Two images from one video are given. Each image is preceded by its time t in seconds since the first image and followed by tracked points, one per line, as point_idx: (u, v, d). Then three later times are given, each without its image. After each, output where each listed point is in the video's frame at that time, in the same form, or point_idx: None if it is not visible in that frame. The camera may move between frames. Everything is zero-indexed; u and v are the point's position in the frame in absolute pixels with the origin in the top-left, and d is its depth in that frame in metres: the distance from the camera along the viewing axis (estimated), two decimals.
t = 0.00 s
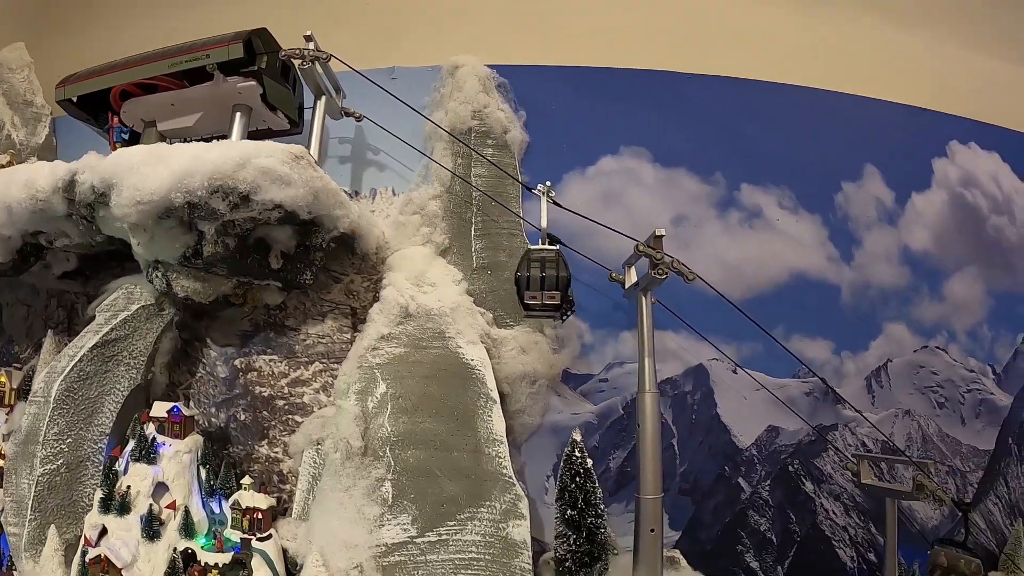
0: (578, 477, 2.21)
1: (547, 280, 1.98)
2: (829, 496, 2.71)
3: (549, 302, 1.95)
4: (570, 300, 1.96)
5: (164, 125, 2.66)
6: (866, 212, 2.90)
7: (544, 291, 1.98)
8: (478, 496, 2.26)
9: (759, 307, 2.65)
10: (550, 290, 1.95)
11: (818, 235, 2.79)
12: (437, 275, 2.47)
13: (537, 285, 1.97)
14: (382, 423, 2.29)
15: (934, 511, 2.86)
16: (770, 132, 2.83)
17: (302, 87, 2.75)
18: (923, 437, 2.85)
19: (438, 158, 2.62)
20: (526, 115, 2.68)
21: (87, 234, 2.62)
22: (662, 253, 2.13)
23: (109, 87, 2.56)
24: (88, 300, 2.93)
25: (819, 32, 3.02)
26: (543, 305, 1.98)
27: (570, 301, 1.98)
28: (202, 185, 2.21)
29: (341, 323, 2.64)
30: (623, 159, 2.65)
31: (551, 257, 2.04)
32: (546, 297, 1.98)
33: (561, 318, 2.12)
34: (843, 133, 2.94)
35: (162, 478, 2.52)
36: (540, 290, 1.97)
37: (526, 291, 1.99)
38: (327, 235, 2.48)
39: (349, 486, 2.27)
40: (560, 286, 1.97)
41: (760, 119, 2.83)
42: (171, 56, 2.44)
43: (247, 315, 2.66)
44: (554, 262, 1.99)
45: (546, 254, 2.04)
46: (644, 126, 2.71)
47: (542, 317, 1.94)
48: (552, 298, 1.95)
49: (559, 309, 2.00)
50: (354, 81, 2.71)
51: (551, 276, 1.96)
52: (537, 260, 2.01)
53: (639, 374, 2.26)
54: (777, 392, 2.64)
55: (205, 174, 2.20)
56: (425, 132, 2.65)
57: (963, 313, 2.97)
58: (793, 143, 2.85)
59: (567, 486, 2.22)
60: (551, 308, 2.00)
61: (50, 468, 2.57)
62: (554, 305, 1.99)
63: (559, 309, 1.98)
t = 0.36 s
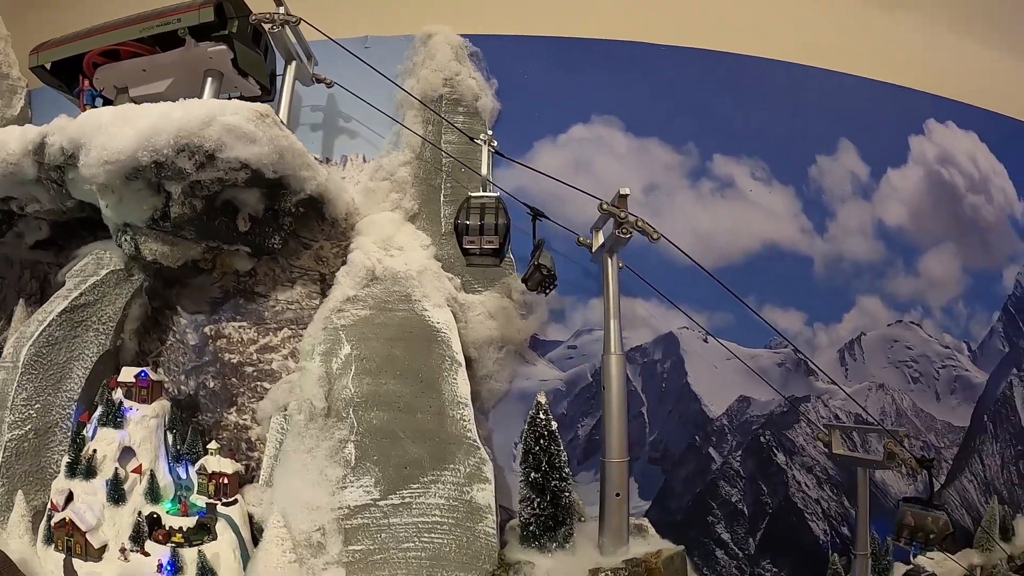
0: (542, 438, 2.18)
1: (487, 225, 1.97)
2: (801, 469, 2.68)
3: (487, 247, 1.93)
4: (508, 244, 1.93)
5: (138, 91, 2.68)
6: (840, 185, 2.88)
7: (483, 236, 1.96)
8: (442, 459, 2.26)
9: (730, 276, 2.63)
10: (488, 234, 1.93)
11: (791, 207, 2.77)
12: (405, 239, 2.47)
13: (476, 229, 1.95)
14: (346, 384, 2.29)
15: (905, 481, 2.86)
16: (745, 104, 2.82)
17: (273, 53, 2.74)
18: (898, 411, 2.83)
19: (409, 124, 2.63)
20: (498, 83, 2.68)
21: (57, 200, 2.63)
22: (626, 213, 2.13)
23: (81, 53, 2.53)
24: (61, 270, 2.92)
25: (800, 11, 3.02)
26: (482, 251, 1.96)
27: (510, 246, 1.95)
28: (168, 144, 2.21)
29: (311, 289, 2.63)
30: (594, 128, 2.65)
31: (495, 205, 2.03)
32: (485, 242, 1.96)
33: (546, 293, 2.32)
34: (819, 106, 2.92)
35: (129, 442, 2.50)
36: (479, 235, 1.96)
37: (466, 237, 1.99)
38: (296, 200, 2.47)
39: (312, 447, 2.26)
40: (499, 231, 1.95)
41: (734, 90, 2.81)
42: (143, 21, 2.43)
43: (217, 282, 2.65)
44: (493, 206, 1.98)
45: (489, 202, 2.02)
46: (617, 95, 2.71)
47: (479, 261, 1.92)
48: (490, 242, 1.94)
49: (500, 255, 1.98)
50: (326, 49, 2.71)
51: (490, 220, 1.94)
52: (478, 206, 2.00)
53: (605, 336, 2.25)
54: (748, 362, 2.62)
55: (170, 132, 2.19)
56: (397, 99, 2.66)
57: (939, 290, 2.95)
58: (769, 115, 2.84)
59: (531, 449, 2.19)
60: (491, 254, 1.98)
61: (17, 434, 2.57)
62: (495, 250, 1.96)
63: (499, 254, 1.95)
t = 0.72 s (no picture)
0: (500, 418, 2.19)
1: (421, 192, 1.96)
2: (767, 453, 2.67)
3: (420, 213, 1.91)
4: (441, 208, 1.92)
5: (107, 75, 2.69)
6: (808, 171, 2.86)
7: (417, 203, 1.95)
8: (401, 438, 2.27)
9: (695, 260, 2.62)
10: (421, 200, 1.93)
11: (758, 192, 2.75)
12: (369, 222, 2.49)
13: (409, 196, 1.94)
14: (306, 363, 2.30)
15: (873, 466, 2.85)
16: (713, 89, 2.82)
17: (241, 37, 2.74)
18: (865, 397, 2.81)
19: (376, 108, 2.65)
20: (465, 68, 2.70)
21: (27, 183, 2.65)
22: (584, 193, 2.14)
23: (54, 36, 2.54)
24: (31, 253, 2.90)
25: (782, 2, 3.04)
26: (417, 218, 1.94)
27: (444, 211, 1.94)
28: (131, 125, 2.23)
29: (277, 272, 2.66)
30: (560, 112, 2.65)
31: (430, 173, 2.04)
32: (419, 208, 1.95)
33: (522, 283, 2.31)
34: (790, 91, 2.92)
35: (95, 423, 2.50)
36: (413, 201, 1.95)
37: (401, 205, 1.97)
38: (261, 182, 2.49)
39: (272, 426, 2.29)
40: (432, 196, 1.94)
41: (703, 76, 2.82)
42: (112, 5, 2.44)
43: (184, 265, 2.67)
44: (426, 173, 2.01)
45: (423, 170, 2.04)
46: (583, 80, 2.71)
47: (412, 226, 1.90)
48: (423, 208, 1.92)
49: (436, 222, 1.96)
50: (295, 34, 2.74)
51: (424, 186, 1.94)
52: (412, 175, 2.01)
53: (563, 316, 2.25)
54: (713, 346, 2.62)
55: (134, 114, 2.21)
56: (365, 84, 2.68)
57: (908, 277, 2.95)
58: (739, 100, 2.84)
59: (488, 429, 2.20)
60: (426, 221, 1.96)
61: None
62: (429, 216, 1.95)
63: (433, 219, 1.93)
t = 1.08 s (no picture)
0: (458, 392, 2.18)
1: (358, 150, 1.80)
2: (735, 434, 2.64)
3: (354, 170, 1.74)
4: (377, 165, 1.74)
5: (78, 57, 2.68)
6: (778, 152, 2.84)
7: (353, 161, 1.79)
8: (361, 413, 2.28)
9: (661, 239, 2.61)
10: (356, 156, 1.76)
11: (726, 171, 2.74)
12: (333, 201, 2.50)
13: (344, 152, 1.78)
14: (267, 339, 2.32)
15: (842, 447, 2.84)
16: (682, 71, 2.82)
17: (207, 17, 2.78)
18: (835, 378, 2.78)
19: (342, 87, 2.69)
20: (432, 48, 2.71)
21: None
22: (541, 165, 2.16)
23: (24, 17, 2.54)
24: None
25: None
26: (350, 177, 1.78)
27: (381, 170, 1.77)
28: (95, 102, 2.22)
29: (243, 251, 2.68)
30: (527, 92, 2.65)
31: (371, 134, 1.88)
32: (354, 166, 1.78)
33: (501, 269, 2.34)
34: (760, 73, 2.92)
35: (61, 402, 2.50)
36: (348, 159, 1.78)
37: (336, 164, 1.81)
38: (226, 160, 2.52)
39: (232, 401, 2.29)
40: (369, 154, 1.78)
41: (673, 58, 2.83)
42: None
43: (152, 246, 2.68)
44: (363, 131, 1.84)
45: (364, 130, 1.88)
46: (550, 60, 2.71)
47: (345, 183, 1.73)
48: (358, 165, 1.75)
49: (372, 182, 1.80)
50: (263, 15, 2.76)
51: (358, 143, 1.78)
52: (350, 133, 1.84)
53: (522, 290, 2.23)
54: (680, 325, 2.59)
55: (97, 90, 2.21)
56: (331, 64, 2.71)
57: (879, 259, 2.93)
58: (708, 81, 2.84)
59: (447, 403, 2.19)
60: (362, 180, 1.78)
61: None
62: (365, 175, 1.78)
63: (368, 177, 1.76)
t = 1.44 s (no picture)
0: (422, 367, 2.18)
1: (305, 114, 1.88)
2: (707, 414, 2.61)
3: (301, 132, 1.81)
4: (324, 128, 1.82)
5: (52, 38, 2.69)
6: (752, 133, 2.79)
7: (300, 124, 1.87)
8: (325, 390, 2.27)
9: (632, 219, 2.57)
10: (303, 119, 1.84)
11: (699, 152, 2.70)
12: (302, 178, 2.48)
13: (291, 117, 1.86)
14: (233, 315, 2.32)
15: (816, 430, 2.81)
16: (658, 51, 2.76)
17: None
18: (809, 360, 2.75)
19: (314, 66, 2.64)
20: (404, 29, 2.69)
21: None
22: (505, 139, 2.16)
23: None
24: None
25: None
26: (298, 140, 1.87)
27: (328, 133, 1.85)
28: (63, 79, 2.23)
29: (213, 232, 2.67)
30: (498, 72, 2.63)
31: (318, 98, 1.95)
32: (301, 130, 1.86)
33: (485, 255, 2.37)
34: (738, 52, 2.85)
35: (32, 380, 2.49)
36: (295, 122, 1.86)
37: (283, 127, 1.89)
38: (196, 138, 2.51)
39: (198, 376, 2.31)
40: (315, 117, 1.85)
41: (648, 37, 2.76)
42: None
43: (124, 227, 2.64)
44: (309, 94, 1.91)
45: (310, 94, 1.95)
46: (521, 39, 2.66)
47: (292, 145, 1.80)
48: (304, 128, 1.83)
49: (320, 145, 1.89)
50: None
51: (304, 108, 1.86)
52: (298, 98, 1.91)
53: (487, 266, 2.21)
54: (651, 305, 2.56)
55: (65, 68, 2.22)
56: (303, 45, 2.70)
57: (855, 242, 2.89)
58: (683, 61, 2.77)
59: (410, 378, 2.18)
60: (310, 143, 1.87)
61: None
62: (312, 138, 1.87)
63: (315, 140, 1.85)
